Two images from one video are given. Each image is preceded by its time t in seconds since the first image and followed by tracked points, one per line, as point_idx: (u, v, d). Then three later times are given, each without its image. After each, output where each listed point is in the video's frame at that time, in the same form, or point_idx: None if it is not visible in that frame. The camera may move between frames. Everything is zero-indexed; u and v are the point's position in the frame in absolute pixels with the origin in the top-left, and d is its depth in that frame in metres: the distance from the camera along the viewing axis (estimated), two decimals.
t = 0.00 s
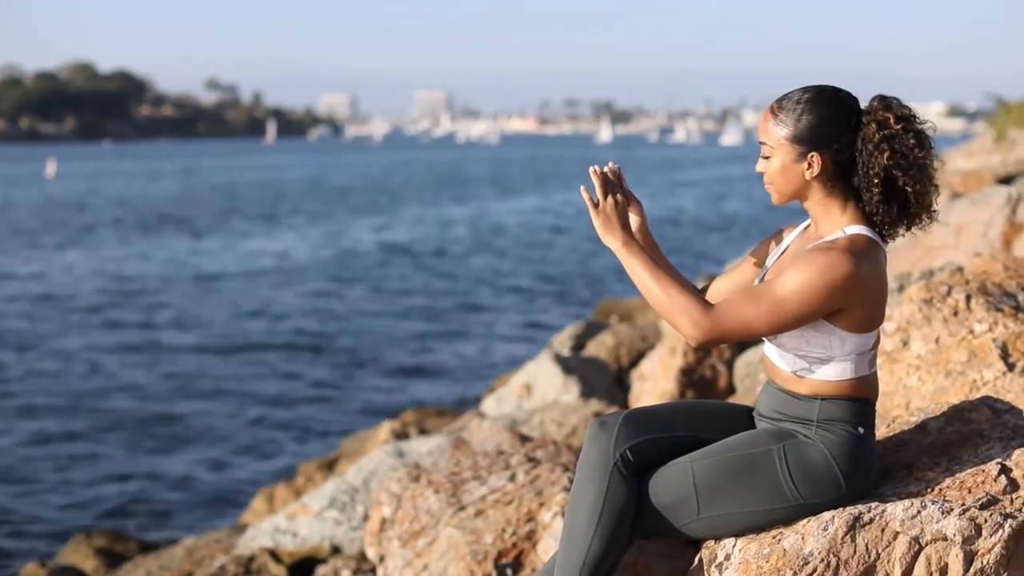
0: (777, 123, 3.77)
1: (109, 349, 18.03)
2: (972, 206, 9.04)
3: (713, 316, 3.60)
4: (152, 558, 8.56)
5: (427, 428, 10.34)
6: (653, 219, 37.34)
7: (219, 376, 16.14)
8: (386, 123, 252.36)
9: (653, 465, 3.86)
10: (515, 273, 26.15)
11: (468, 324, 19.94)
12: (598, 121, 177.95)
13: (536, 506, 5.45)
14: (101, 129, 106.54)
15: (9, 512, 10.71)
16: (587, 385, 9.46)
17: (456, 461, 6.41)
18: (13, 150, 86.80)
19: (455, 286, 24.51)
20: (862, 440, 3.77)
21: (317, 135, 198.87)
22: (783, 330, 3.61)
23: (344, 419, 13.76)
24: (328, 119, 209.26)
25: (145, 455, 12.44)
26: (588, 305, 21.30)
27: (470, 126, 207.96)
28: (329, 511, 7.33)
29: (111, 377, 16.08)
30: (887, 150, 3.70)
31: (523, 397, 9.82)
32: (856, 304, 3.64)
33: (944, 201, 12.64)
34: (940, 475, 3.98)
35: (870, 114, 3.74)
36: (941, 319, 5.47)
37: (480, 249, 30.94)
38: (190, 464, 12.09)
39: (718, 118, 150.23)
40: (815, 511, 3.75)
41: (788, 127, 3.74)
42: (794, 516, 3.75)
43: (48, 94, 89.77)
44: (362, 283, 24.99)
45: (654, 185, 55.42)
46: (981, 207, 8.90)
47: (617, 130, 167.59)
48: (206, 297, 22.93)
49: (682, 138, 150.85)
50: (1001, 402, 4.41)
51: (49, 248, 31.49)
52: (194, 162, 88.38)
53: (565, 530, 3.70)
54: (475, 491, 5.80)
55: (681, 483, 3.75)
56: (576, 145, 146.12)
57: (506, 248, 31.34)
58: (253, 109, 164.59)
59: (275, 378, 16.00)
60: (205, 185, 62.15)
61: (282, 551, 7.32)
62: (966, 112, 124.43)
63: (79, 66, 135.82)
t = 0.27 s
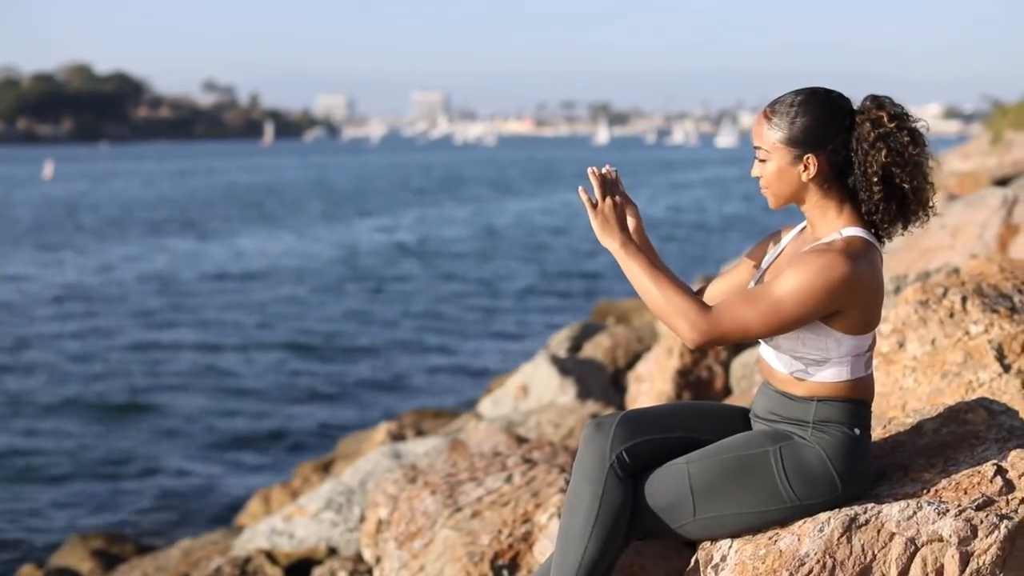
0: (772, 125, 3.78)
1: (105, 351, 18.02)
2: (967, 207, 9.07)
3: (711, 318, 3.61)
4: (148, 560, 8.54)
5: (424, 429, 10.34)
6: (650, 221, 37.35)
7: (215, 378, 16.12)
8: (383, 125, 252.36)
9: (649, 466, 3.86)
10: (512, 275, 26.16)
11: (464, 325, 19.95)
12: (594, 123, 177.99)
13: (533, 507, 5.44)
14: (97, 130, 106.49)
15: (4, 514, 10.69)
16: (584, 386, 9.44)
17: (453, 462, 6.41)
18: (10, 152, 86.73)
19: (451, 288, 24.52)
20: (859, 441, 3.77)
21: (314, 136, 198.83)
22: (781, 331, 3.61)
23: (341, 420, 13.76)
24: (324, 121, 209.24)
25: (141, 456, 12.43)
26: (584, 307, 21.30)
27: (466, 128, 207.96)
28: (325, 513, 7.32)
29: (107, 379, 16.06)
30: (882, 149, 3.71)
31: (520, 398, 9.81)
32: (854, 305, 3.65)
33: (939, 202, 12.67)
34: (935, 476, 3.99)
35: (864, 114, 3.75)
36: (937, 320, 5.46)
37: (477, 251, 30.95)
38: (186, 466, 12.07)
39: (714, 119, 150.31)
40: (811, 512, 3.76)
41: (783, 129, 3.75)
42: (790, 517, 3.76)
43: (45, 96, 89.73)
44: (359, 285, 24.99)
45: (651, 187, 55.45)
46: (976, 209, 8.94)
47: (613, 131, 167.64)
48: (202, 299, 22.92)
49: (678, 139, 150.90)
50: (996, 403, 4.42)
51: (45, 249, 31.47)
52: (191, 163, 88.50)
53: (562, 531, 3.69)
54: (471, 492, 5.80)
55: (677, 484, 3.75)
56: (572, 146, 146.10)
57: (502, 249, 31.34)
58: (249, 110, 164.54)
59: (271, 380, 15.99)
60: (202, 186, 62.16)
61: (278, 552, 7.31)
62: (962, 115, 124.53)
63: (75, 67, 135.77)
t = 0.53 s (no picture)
0: (768, 129, 3.76)
1: (102, 353, 18.00)
2: (964, 209, 9.07)
3: (712, 322, 3.60)
4: (144, 563, 8.53)
5: (421, 432, 10.33)
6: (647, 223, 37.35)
7: (212, 380, 16.11)
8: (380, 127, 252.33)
9: (646, 468, 3.86)
10: (510, 277, 26.16)
11: (462, 328, 19.95)
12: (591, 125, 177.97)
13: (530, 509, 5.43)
14: (94, 133, 106.43)
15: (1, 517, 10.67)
16: (581, 388, 9.45)
17: (450, 465, 6.41)
18: (7, 154, 86.65)
19: (449, 290, 24.51)
20: (855, 443, 3.77)
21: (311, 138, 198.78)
22: (780, 335, 3.60)
23: (338, 423, 13.75)
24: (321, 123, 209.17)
25: (138, 459, 12.41)
26: (581, 309, 21.30)
27: (463, 130, 207.96)
28: (322, 516, 7.31)
29: (104, 381, 16.04)
30: (877, 150, 3.71)
31: (517, 401, 9.79)
32: (853, 308, 3.65)
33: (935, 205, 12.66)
34: (932, 478, 3.98)
35: (858, 116, 3.75)
36: (934, 322, 5.47)
37: (474, 254, 30.95)
38: (182, 469, 12.06)
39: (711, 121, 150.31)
40: (808, 514, 3.75)
41: (779, 131, 3.74)
42: (788, 520, 3.75)
43: (41, 98, 89.65)
44: (355, 287, 24.98)
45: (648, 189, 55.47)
46: (974, 211, 8.93)
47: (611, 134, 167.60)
48: (199, 302, 22.90)
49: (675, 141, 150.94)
50: (993, 405, 4.41)
51: (42, 252, 31.45)
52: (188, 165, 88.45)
53: (559, 534, 3.69)
54: (468, 495, 5.80)
55: (674, 487, 3.75)
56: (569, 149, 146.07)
57: (499, 251, 31.35)
58: (246, 113, 164.45)
59: (268, 382, 15.98)
60: (198, 189, 62.12)
61: (275, 555, 7.31)
62: (959, 117, 124.58)
63: (72, 69, 135.68)
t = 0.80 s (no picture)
0: (765, 132, 3.77)
1: (101, 355, 18.00)
2: (963, 211, 9.07)
3: (714, 325, 3.60)
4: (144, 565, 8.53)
5: (420, 433, 10.33)
6: (647, 224, 37.36)
7: (211, 382, 16.11)
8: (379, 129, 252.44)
9: (644, 470, 3.86)
10: (508, 279, 26.16)
11: (461, 329, 19.95)
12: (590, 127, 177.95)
13: (529, 511, 5.42)
14: (94, 134, 106.45)
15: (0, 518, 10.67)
16: (580, 390, 9.45)
17: (449, 467, 6.41)
18: (6, 156, 86.67)
19: (448, 291, 24.51)
20: (854, 445, 3.77)
21: (310, 140, 198.76)
22: (781, 338, 3.61)
23: (338, 424, 13.74)
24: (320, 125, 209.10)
25: (136, 461, 12.40)
26: (580, 310, 21.31)
27: (463, 132, 207.94)
28: (321, 517, 7.30)
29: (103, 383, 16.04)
30: (875, 151, 3.71)
31: (516, 402, 9.78)
32: (854, 310, 3.66)
33: (935, 206, 12.65)
34: (931, 480, 3.99)
35: (855, 117, 3.75)
36: (933, 324, 5.49)
37: (473, 255, 30.95)
38: (181, 470, 12.05)
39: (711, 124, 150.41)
40: (806, 516, 3.76)
41: (776, 134, 3.74)
42: (787, 521, 3.75)
43: (40, 99, 89.67)
44: (354, 289, 24.98)
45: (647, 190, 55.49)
46: (972, 213, 8.94)
47: (610, 135, 167.55)
48: (198, 303, 22.89)
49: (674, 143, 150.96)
50: (992, 407, 4.41)
51: (41, 253, 31.47)
52: (187, 166, 88.50)
53: (557, 535, 3.69)
54: (467, 496, 5.80)
55: (673, 489, 3.75)
56: (568, 150, 146.01)
57: (499, 252, 31.35)
58: (245, 114, 164.44)
59: (268, 383, 15.98)
60: (198, 190, 62.13)
61: (274, 556, 7.31)
62: (959, 118, 124.60)
63: (71, 70, 135.71)
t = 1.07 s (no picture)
0: (764, 133, 3.77)
1: (101, 355, 18.00)
2: (963, 212, 9.07)
3: (713, 326, 3.60)
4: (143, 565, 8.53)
5: (420, 433, 10.33)
6: (647, 225, 37.35)
7: (211, 382, 16.11)
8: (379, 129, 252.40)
9: (644, 471, 3.86)
10: (508, 279, 26.16)
11: (461, 329, 19.96)
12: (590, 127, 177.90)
13: (529, 512, 5.43)
14: (94, 134, 106.42)
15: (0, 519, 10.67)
16: (580, 390, 9.45)
17: (449, 468, 6.41)
18: (7, 156, 86.63)
19: (449, 292, 24.51)
20: (853, 446, 3.78)
21: (310, 140, 198.69)
22: (781, 340, 3.61)
23: (338, 425, 13.74)
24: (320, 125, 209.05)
25: (136, 461, 12.40)
26: (581, 310, 21.32)
27: (463, 132, 207.91)
28: (321, 518, 7.30)
29: (103, 383, 16.04)
30: (875, 151, 3.71)
31: (516, 403, 9.77)
32: (854, 310, 3.66)
33: (936, 206, 12.66)
34: (930, 480, 3.99)
35: (855, 117, 3.75)
36: (932, 325, 5.49)
37: (474, 255, 30.95)
38: (181, 471, 12.05)
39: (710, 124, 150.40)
40: (806, 517, 3.76)
41: (775, 135, 3.74)
42: (786, 522, 3.76)
43: (40, 99, 89.62)
44: (355, 289, 24.99)
45: (647, 190, 55.48)
46: (972, 213, 8.93)
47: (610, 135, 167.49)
48: (198, 303, 22.89)
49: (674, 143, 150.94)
50: (992, 408, 4.41)
51: (41, 253, 31.45)
52: (187, 167, 88.49)
53: (557, 536, 3.70)
54: (467, 497, 5.81)
55: (671, 490, 3.75)
56: (568, 150, 145.99)
57: (499, 253, 31.36)
58: (246, 114, 164.39)
59: (268, 384, 15.98)
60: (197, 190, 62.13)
61: (274, 556, 7.31)
62: (959, 118, 124.57)
63: (71, 70, 135.72)
